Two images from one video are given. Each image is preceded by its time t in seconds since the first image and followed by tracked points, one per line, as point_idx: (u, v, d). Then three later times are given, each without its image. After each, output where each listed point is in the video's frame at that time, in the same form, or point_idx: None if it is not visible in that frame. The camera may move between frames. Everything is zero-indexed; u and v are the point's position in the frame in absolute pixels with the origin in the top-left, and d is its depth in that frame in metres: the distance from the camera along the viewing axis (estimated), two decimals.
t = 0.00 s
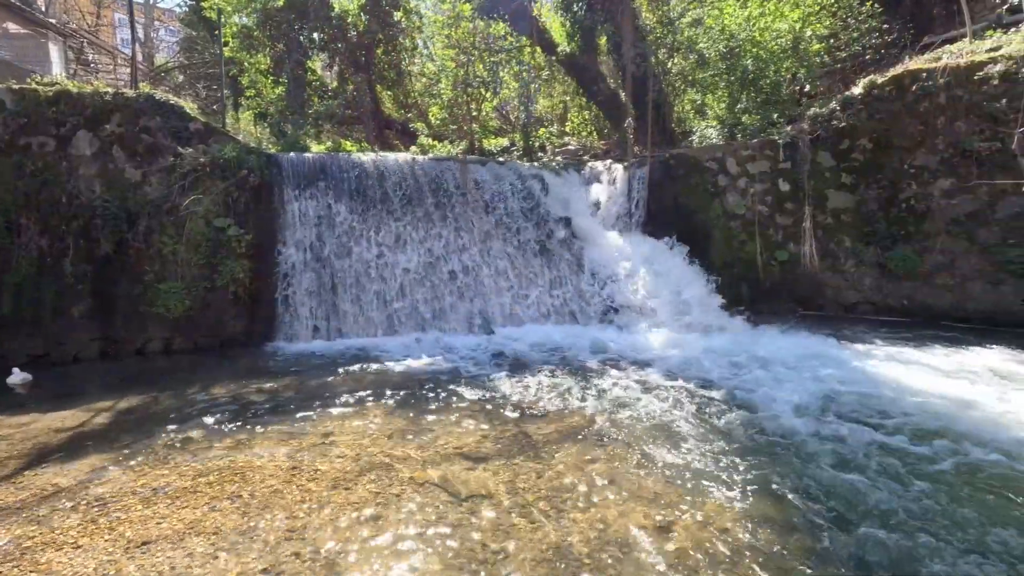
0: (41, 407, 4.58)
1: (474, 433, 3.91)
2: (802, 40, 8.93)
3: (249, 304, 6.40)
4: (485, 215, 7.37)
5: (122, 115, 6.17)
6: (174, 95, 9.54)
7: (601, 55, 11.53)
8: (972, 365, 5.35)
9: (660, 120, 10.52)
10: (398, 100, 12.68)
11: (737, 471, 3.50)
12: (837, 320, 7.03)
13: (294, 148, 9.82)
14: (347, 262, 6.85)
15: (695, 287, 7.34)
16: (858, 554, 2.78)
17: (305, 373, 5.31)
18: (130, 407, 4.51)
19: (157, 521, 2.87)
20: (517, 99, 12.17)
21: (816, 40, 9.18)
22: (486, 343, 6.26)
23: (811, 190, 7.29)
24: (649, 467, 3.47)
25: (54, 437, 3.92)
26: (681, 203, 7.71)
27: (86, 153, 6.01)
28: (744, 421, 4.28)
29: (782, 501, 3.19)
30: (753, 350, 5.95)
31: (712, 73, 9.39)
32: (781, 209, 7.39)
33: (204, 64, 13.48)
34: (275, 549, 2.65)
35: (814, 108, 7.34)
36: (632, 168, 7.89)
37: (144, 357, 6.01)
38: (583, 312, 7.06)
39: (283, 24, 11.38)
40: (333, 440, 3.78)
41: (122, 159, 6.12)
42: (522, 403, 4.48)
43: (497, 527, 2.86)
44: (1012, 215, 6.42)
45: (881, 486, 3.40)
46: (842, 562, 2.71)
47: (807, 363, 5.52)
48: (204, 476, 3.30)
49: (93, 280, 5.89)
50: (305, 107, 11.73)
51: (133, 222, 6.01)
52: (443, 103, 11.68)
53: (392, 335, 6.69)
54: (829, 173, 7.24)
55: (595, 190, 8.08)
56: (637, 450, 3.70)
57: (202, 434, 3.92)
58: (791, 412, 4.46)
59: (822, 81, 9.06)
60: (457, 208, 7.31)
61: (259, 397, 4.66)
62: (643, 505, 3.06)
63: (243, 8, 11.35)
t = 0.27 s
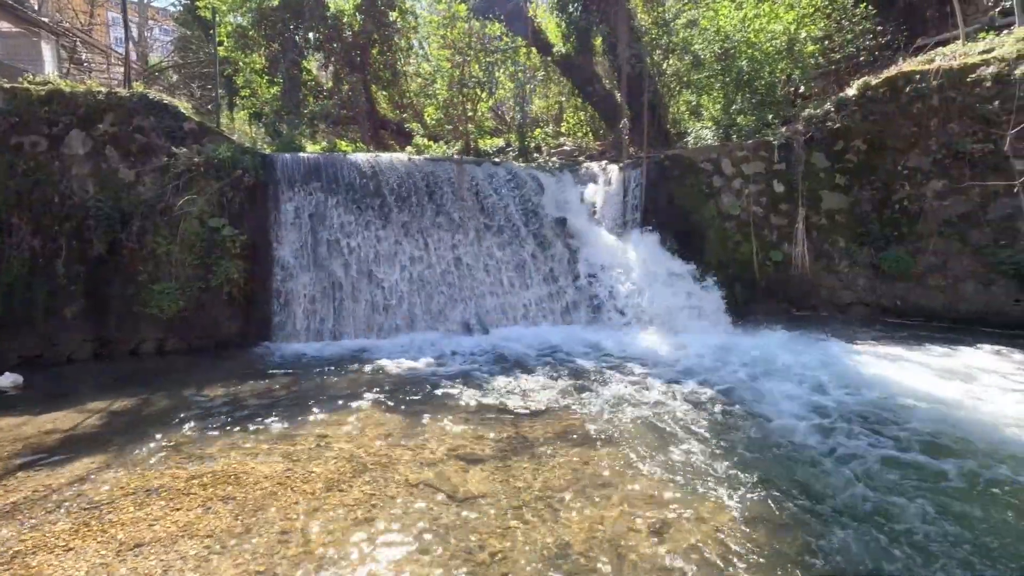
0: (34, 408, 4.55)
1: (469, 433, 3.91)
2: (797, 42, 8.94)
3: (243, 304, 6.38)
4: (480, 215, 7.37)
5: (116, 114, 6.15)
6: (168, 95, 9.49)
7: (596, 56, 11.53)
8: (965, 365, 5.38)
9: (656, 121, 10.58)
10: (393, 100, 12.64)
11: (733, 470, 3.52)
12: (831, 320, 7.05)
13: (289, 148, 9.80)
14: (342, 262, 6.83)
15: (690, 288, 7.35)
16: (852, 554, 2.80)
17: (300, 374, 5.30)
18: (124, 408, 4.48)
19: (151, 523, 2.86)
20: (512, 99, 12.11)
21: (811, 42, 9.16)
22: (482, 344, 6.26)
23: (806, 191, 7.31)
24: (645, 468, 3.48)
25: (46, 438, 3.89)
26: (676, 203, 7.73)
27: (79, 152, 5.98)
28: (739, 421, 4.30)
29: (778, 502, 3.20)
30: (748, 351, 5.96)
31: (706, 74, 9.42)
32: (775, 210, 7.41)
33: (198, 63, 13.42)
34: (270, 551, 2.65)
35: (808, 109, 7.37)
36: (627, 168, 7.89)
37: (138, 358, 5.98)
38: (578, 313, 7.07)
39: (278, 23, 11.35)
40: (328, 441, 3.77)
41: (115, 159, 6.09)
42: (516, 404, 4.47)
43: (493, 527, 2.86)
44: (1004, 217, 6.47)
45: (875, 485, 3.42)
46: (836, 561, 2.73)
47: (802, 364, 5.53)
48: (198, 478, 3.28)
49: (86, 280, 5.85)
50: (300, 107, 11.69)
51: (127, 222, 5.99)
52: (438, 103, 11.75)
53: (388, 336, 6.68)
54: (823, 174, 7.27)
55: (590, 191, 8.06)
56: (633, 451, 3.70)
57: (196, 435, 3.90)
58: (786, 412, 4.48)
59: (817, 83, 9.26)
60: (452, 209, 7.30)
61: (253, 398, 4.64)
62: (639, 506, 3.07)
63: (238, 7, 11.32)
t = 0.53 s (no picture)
0: (25, 410, 4.53)
1: (464, 434, 3.91)
2: (791, 44, 9.02)
3: (237, 306, 6.36)
4: (476, 217, 7.37)
5: (109, 115, 6.12)
6: (162, 95, 9.44)
7: (592, 57, 11.54)
8: (958, 366, 5.41)
9: (652, 122, 10.58)
10: (389, 101, 12.61)
11: (727, 471, 3.53)
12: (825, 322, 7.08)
13: (285, 149, 9.78)
14: (337, 264, 6.81)
15: (684, 291, 7.38)
16: (845, 555, 2.81)
17: (295, 376, 5.29)
18: (117, 410, 4.47)
19: (144, 526, 2.84)
20: (508, 100, 12.02)
21: (805, 44, 9.25)
22: (478, 346, 6.26)
23: (800, 193, 7.34)
24: (640, 469, 3.49)
25: (38, 441, 3.87)
26: (671, 205, 7.74)
27: (72, 153, 5.96)
28: (733, 422, 4.31)
29: (772, 503, 3.22)
30: (743, 353, 5.97)
31: (702, 76, 9.42)
32: (770, 211, 7.44)
33: (193, 64, 13.39)
34: (263, 555, 2.64)
35: (803, 112, 7.40)
36: (623, 169, 7.86)
37: (131, 359, 5.95)
38: (574, 314, 7.08)
39: (273, 24, 11.32)
40: (323, 443, 3.76)
41: (108, 159, 6.07)
42: (511, 406, 4.47)
43: (487, 529, 2.85)
44: (996, 218, 6.51)
45: (868, 487, 3.44)
46: (829, 562, 2.74)
47: (796, 365, 5.55)
48: (192, 481, 3.27)
49: (79, 281, 5.82)
50: (295, 108, 11.65)
51: (121, 223, 5.96)
52: (433, 103, 11.71)
53: (383, 337, 6.67)
54: (817, 176, 7.30)
55: (585, 193, 8.05)
56: (628, 452, 3.70)
57: (190, 437, 3.88)
58: (780, 414, 4.49)
59: (812, 86, 9.17)
60: (448, 210, 7.28)
61: (248, 400, 4.63)
62: (633, 507, 3.07)
63: (232, 8, 11.30)
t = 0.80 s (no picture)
0: (17, 413, 4.50)
1: (458, 437, 3.91)
2: (785, 48, 9.12)
3: (232, 308, 6.34)
4: (472, 219, 7.36)
5: (104, 116, 6.10)
6: (158, 96, 9.41)
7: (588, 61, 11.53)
8: (951, 369, 5.44)
9: (647, 125, 10.60)
10: (385, 103, 12.60)
11: (722, 473, 3.55)
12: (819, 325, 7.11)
13: (280, 151, 9.77)
14: (333, 266, 6.80)
15: (680, 293, 7.39)
16: (837, 557, 2.82)
17: (290, 378, 5.27)
18: (110, 413, 4.44)
19: (136, 530, 2.83)
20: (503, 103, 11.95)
21: (799, 48, 9.34)
22: (473, 348, 6.25)
23: (794, 196, 7.38)
24: (635, 472, 3.49)
25: (30, 444, 3.85)
26: (666, 208, 7.77)
27: (66, 155, 5.93)
28: (727, 425, 4.33)
29: (766, 505, 3.23)
30: (738, 356, 5.99)
31: (697, 79, 9.49)
32: (764, 214, 7.47)
33: (188, 65, 13.35)
34: (257, 559, 2.62)
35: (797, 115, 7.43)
36: (618, 173, 7.85)
37: (124, 362, 5.92)
38: (569, 317, 7.08)
39: (269, 26, 11.30)
40: (317, 446, 3.75)
41: (102, 161, 6.05)
42: (505, 409, 4.47)
43: (482, 532, 2.85)
44: (987, 222, 6.56)
45: (861, 490, 3.45)
46: (822, 565, 2.75)
47: (790, 368, 5.57)
48: (186, 484, 3.25)
49: (72, 283, 5.80)
50: (291, 109, 11.63)
51: (114, 225, 5.94)
52: (430, 105, 11.84)
53: (378, 340, 6.66)
54: (811, 180, 7.34)
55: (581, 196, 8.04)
56: (622, 455, 3.71)
57: (183, 440, 3.86)
58: (774, 416, 4.51)
59: (804, 89, 9.46)
60: (444, 212, 7.28)
61: (242, 403, 4.61)
62: (629, 510, 3.08)
63: (228, 10, 11.29)
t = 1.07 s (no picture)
0: (10, 415, 4.48)
1: (454, 439, 3.91)
2: (781, 52, 9.16)
3: (227, 310, 6.32)
4: (468, 222, 7.37)
5: (99, 117, 6.09)
6: (153, 97, 9.38)
7: (585, 64, 11.56)
8: (944, 372, 5.47)
9: (643, 128, 10.61)
10: (382, 105, 12.58)
11: (717, 476, 3.56)
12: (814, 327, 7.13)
13: (276, 153, 9.77)
14: (328, 268, 6.79)
15: (676, 296, 7.41)
16: (831, 559, 2.84)
17: (286, 381, 5.26)
18: (104, 415, 4.42)
19: (131, 533, 2.81)
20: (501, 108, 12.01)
21: (794, 52, 9.41)
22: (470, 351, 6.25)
23: (789, 199, 7.42)
24: (630, 475, 3.50)
25: (23, 447, 3.83)
26: (662, 211, 7.80)
27: (61, 156, 5.92)
28: (722, 427, 4.34)
29: (760, 508, 3.24)
30: (733, 358, 6.01)
31: (693, 82, 9.54)
32: (760, 217, 7.50)
33: (184, 66, 13.33)
34: (252, 562, 2.61)
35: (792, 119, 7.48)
36: (615, 175, 7.82)
37: (119, 364, 5.90)
38: (565, 320, 7.09)
39: (266, 28, 11.29)
40: (312, 448, 3.74)
41: (98, 162, 6.03)
42: (500, 411, 4.48)
43: (478, 535, 2.85)
44: (981, 226, 6.61)
45: (855, 492, 3.47)
46: (815, 567, 2.76)
47: (785, 371, 5.59)
48: (180, 487, 3.24)
49: (66, 285, 5.77)
50: (287, 111, 11.65)
51: (110, 226, 5.93)
52: (427, 108, 11.83)
53: (374, 343, 6.65)
54: (806, 183, 7.37)
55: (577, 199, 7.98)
56: (618, 458, 3.71)
57: (178, 443, 3.85)
58: (769, 419, 4.52)
59: (799, 92, 9.51)
60: (440, 215, 7.28)
61: (237, 405, 4.60)
62: (624, 513, 3.08)
63: (224, 11, 11.26)
